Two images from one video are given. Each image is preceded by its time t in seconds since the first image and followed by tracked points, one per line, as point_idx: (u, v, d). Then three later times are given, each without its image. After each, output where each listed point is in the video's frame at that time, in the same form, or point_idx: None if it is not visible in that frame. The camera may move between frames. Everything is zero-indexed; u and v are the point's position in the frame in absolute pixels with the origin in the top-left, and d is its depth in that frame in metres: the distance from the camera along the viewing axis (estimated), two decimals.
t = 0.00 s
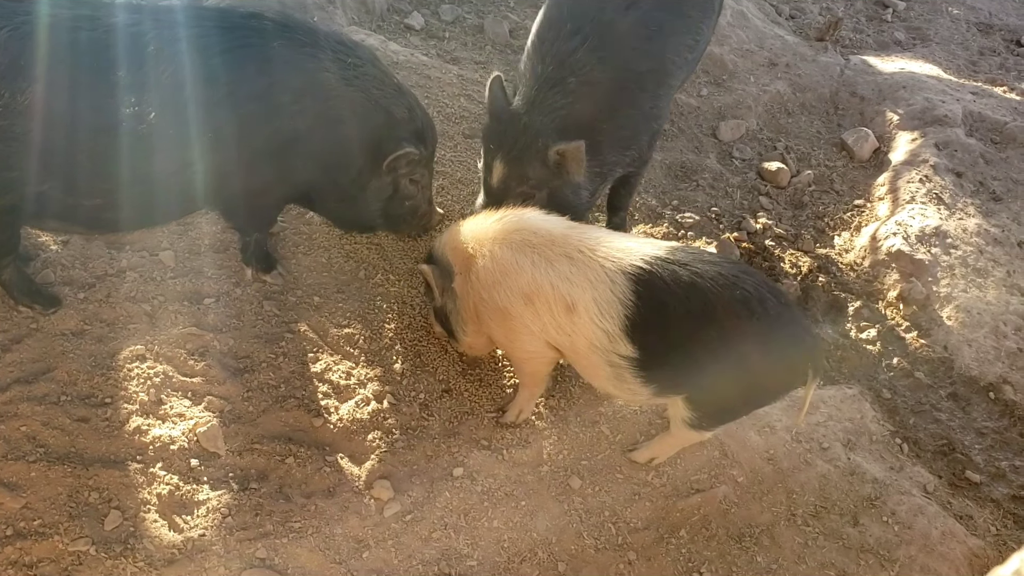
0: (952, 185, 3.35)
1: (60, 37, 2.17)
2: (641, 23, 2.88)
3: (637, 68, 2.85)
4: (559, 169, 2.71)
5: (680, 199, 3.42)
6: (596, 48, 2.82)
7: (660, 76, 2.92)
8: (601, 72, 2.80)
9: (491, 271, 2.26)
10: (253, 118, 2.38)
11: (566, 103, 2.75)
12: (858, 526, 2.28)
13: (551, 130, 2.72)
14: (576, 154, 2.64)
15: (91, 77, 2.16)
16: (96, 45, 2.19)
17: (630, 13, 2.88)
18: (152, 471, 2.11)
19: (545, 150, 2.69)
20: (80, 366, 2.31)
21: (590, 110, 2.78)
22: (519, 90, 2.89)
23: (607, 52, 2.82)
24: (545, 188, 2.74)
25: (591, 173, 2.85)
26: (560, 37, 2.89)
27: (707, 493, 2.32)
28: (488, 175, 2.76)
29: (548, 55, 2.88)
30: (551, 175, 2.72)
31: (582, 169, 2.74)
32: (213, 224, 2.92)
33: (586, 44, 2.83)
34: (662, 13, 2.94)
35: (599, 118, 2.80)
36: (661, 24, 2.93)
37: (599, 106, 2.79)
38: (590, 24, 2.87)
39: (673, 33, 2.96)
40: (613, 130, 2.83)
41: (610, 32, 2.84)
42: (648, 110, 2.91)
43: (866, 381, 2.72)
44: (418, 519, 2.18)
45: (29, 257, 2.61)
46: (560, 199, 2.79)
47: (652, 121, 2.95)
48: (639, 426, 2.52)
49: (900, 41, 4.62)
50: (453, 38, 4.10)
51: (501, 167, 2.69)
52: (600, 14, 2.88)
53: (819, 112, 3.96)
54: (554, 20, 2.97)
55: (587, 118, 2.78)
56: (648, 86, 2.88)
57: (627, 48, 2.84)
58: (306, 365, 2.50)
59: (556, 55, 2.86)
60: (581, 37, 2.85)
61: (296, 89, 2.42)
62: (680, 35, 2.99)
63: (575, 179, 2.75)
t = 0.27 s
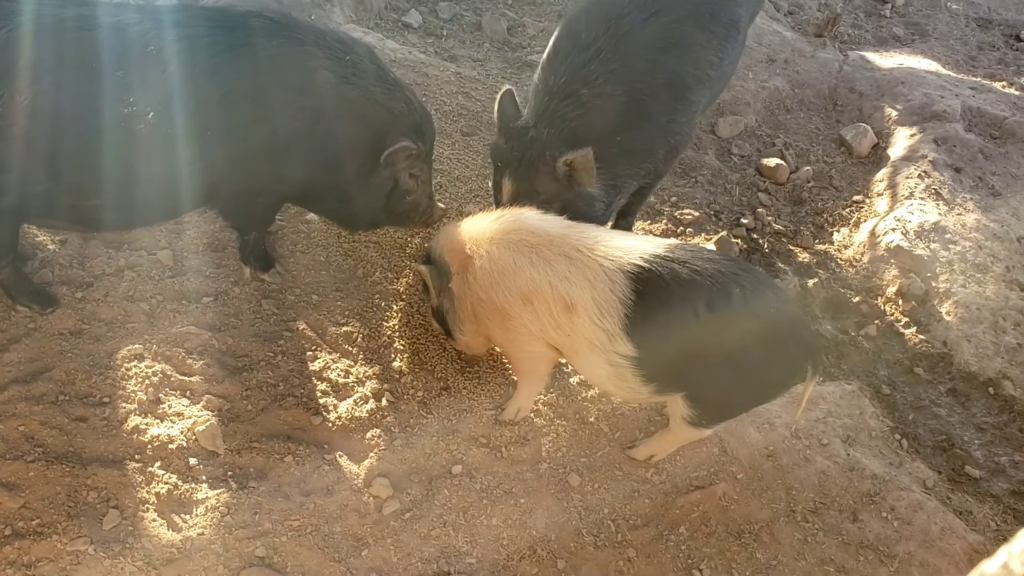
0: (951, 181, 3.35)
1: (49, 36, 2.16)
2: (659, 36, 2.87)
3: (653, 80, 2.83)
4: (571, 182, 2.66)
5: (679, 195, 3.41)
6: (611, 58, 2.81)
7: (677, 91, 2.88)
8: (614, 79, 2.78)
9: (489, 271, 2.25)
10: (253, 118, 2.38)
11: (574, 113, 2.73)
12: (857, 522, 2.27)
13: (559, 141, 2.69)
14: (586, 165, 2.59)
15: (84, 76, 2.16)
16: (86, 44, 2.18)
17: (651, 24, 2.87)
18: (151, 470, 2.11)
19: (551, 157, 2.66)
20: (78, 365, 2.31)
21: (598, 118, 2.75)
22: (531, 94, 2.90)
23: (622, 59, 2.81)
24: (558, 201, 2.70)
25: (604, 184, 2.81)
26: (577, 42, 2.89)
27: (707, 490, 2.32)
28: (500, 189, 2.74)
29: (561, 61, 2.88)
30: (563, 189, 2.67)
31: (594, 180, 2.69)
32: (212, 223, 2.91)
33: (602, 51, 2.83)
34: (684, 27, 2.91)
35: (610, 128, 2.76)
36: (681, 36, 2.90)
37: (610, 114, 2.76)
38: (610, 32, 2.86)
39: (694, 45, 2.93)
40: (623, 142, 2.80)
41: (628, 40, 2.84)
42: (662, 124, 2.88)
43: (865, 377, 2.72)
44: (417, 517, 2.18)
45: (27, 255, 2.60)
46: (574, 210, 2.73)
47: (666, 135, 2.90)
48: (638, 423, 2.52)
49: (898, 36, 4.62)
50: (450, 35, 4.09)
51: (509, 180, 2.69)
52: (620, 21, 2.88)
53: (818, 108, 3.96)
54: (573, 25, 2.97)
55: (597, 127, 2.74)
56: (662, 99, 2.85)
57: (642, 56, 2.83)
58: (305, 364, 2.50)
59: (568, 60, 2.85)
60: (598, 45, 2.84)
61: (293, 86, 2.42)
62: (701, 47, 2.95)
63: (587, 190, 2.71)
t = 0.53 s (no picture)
0: (951, 173, 3.35)
1: (47, 43, 2.16)
2: (677, 43, 2.87)
3: (668, 85, 2.83)
4: (580, 177, 2.66)
5: (679, 191, 3.40)
6: (629, 59, 2.82)
7: (694, 98, 2.89)
8: (629, 81, 2.78)
9: (490, 274, 2.24)
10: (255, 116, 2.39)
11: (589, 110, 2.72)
12: (861, 515, 2.28)
13: (570, 137, 2.67)
14: (595, 159, 2.60)
15: (83, 80, 2.16)
16: (85, 50, 2.19)
17: (670, 31, 2.88)
18: (155, 472, 2.11)
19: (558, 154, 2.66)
20: (81, 369, 2.31)
21: (612, 116, 2.74)
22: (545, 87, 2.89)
23: (639, 64, 2.81)
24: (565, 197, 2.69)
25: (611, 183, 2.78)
26: (593, 45, 2.89)
27: (711, 485, 2.32)
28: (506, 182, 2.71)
29: (577, 61, 2.87)
30: (571, 186, 2.67)
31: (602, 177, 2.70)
32: (213, 225, 2.92)
33: (620, 53, 2.83)
34: (704, 35, 2.91)
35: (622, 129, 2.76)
36: (700, 43, 2.90)
37: (623, 114, 2.75)
38: (628, 39, 2.86)
39: (712, 53, 2.93)
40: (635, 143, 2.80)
41: (646, 46, 2.84)
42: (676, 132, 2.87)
43: (867, 370, 2.71)
44: (421, 516, 2.18)
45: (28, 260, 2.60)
46: (580, 209, 2.72)
47: (678, 139, 2.89)
48: (640, 419, 2.52)
49: (896, 29, 4.61)
50: (448, 35, 4.09)
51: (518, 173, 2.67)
52: (637, 28, 2.88)
53: (816, 103, 3.95)
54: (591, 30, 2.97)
55: (610, 125, 2.73)
56: (677, 104, 2.85)
57: (659, 61, 2.83)
58: (307, 364, 2.50)
59: (585, 60, 2.85)
60: (616, 49, 2.84)
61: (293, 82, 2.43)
62: (722, 55, 2.95)
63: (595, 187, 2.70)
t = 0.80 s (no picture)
0: (954, 169, 3.35)
1: (53, 47, 2.16)
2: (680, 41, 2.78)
3: (667, 82, 2.76)
4: (573, 137, 2.63)
5: (681, 188, 3.39)
6: (627, 54, 2.75)
7: (690, 101, 2.81)
8: (630, 73, 2.73)
9: (492, 274, 2.23)
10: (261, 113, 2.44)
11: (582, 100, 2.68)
12: (866, 512, 2.28)
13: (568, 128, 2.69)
14: (589, 119, 2.56)
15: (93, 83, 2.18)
16: (91, 52, 2.20)
17: (676, 28, 2.79)
18: (159, 475, 2.11)
19: (557, 150, 2.67)
20: (85, 372, 2.31)
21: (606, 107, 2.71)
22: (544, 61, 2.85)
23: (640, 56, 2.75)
24: (554, 160, 2.69)
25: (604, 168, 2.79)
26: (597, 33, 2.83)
27: (715, 483, 2.32)
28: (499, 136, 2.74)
29: (576, 47, 2.80)
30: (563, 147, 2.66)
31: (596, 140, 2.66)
32: (217, 225, 2.93)
33: (621, 45, 2.76)
34: (708, 37, 2.82)
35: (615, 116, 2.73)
36: (705, 44, 2.81)
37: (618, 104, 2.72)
38: (632, 32, 2.78)
39: (716, 56, 2.84)
40: (628, 136, 2.76)
41: (649, 40, 2.77)
42: (671, 131, 2.82)
43: (872, 366, 2.70)
44: (425, 516, 2.18)
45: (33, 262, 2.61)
46: (568, 174, 2.73)
47: (672, 136, 2.83)
48: (644, 418, 2.52)
49: (898, 25, 4.59)
50: (449, 35, 4.09)
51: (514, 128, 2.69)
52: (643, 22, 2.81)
53: (818, 99, 3.95)
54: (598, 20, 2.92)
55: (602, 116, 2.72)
56: (674, 104, 2.79)
57: (661, 54, 2.76)
58: (311, 365, 2.50)
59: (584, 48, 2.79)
60: (617, 38, 2.78)
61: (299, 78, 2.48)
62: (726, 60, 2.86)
63: (586, 153, 2.70)
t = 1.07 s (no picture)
0: (962, 165, 3.33)
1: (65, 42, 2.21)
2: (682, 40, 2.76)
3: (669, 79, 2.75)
4: (574, 118, 2.65)
5: (688, 186, 3.38)
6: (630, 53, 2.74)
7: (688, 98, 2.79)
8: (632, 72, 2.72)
9: (501, 274, 2.23)
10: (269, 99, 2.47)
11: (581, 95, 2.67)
12: (875, 509, 2.27)
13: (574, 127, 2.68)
14: (593, 102, 2.58)
15: (100, 86, 2.22)
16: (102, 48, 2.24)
17: (682, 27, 2.78)
18: (169, 477, 2.12)
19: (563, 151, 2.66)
20: (95, 375, 2.32)
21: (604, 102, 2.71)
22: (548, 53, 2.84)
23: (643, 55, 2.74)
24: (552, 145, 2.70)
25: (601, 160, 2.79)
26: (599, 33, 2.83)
27: (724, 482, 2.32)
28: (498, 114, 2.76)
29: (579, 43, 2.79)
30: (562, 128, 2.67)
31: (598, 124, 2.67)
32: (225, 227, 2.93)
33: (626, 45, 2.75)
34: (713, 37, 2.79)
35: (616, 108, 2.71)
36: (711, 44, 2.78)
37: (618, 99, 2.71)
38: (637, 33, 2.78)
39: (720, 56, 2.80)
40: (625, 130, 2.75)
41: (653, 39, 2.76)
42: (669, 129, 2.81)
43: (880, 364, 2.69)
44: (434, 517, 2.19)
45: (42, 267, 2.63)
46: (563, 156, 2.72)
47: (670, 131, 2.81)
48: (653, 417, 2.52)
49: (906, 20, 4.55)
50: (454, 35, 4.09)
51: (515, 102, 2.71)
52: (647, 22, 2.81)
53: (825, 96, 3.93)
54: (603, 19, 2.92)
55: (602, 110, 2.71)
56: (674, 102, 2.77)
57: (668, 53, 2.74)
58: (319, 367, 2.50)
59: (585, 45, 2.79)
60: (621, 37, 2.78)
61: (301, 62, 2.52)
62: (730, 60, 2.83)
63: (584, 137, 2.70)
